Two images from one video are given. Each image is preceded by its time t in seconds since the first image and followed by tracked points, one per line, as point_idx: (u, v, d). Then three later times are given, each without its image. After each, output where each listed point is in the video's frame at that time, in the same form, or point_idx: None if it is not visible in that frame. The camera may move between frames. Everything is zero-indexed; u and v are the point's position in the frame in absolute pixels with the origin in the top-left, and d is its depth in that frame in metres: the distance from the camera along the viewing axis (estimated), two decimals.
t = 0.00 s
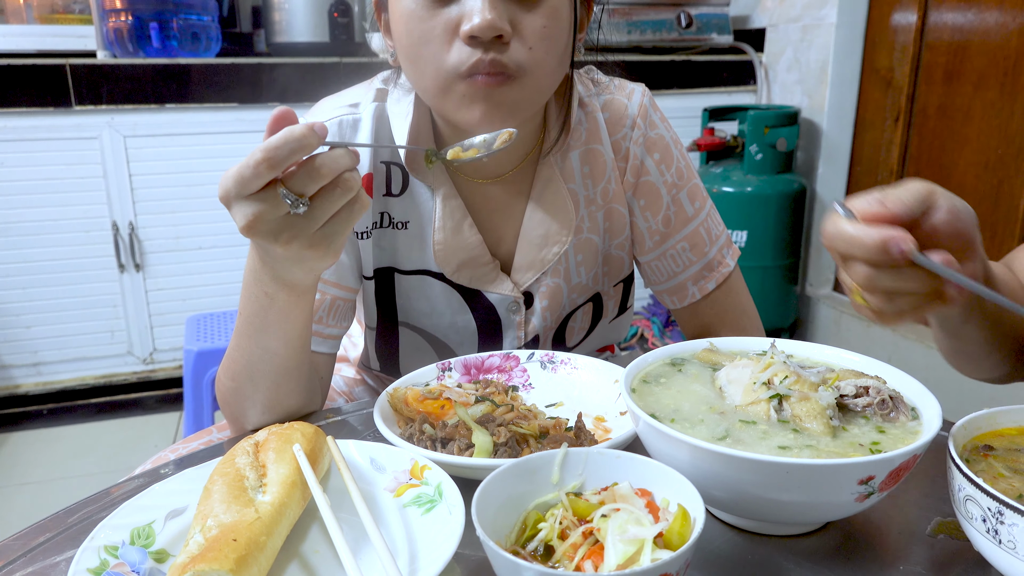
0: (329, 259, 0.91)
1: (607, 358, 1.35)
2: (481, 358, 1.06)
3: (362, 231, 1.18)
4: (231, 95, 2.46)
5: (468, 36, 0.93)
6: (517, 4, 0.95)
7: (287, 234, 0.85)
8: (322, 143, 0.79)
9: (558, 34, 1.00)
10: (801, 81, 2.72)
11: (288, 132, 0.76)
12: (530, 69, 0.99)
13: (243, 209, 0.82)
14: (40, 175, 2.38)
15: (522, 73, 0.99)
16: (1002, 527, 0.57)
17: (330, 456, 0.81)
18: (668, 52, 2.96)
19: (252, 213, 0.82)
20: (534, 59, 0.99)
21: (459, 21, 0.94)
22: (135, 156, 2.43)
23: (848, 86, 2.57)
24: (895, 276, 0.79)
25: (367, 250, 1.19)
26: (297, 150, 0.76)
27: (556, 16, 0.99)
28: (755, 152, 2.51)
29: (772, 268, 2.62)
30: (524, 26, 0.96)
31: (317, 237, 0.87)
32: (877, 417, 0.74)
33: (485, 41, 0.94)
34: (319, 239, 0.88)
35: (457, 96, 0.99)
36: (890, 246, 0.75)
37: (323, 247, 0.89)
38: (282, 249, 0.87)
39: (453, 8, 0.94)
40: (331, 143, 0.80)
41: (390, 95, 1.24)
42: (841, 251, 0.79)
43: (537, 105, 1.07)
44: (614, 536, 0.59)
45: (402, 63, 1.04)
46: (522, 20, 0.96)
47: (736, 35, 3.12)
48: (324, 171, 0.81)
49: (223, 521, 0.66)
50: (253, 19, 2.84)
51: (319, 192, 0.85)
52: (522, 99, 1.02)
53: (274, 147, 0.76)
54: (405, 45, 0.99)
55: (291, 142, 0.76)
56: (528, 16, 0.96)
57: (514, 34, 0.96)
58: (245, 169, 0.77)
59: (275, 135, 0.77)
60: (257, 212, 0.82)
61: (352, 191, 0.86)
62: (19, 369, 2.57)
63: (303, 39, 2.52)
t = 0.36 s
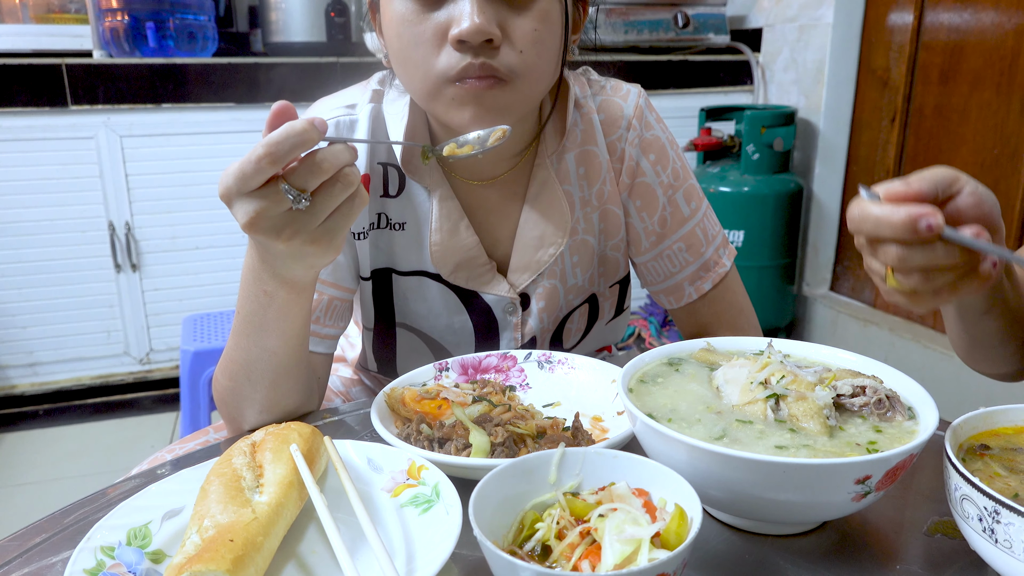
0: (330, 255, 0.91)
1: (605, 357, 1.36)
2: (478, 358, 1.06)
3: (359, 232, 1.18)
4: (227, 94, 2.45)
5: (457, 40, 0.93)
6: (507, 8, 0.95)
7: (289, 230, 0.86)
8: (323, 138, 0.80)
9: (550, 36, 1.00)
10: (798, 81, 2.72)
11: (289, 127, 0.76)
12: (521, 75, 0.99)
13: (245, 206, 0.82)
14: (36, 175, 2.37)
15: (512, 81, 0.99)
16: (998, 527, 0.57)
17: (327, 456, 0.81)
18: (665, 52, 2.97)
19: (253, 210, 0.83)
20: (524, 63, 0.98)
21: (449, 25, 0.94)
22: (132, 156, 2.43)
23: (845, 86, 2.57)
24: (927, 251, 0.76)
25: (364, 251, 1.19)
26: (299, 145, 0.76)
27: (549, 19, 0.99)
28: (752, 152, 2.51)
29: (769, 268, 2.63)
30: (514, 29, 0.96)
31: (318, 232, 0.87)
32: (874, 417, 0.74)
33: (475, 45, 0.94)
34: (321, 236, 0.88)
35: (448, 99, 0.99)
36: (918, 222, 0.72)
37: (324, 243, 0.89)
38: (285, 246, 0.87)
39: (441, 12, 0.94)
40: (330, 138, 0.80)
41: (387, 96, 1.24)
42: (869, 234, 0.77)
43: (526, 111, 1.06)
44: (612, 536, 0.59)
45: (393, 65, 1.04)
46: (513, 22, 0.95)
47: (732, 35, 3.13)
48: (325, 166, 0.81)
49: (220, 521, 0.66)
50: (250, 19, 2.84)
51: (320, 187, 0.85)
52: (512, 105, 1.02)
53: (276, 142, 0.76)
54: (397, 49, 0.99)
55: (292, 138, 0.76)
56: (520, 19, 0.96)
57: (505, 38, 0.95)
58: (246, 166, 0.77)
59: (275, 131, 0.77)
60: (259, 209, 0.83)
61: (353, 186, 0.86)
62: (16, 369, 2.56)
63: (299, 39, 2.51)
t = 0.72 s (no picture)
0: (330, 251, 0.91)
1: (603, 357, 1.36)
2: (476, 358, 1.06)
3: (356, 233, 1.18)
4: (225, 95, 2.45)
5: (453, 39, 0.93)
6: (501, 6, 0.95)
7: (285, 227, 0.85)
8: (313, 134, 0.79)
9: (546, 35, 1.00)
10: (795, 81, 2.73)
11: (278, 123, 0.75)
12: (516, 72, 0.99)
13: (240, 207, 0.82)
14: (33, 175, 2.37)
15: (506, 80, 0.99)
16: (995, 526, 0.57)
17: (324, 457, 0.81)
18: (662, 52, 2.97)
19: (249, 210, 0.82)
20: (519, 62, 0.98)
21: (444, 25, 0.94)
22: (129, 156, 2.42)
23: (842, 86, 2.58)
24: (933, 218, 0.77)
25: (361, 252, 1.19)
26: (289, 140, 0.76)
27: (544, 18, 0.99)
28: (749, 152, 2.51)
29: (767, 267, 2.63)
30: (509, 27, 0.96)
31: (315, 227, 0.87)
32: (871, 416, 0.75)
33: (471, 44, 0.94)
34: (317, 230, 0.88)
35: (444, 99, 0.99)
36: (923, 189, 0.73)
37: (321, 237, 0.89)
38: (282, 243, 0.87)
39: (436, 11, 0.95)
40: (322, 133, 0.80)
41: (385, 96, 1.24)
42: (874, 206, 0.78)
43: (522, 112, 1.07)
44: (610, 536, 0.59)
45: (389, 67, 1.04)
46: (507, 21, 0.95)
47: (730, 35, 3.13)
48: (315, 161, 0.81)
49: (217, 522, 0.66)
50: (247, 18, 2.84)
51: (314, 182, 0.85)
52: (507, 104, 1.02)
53: (266, 139, 0.75)
54: (393, 49, 0.99)
55: (282, 134, 0.75)
56: (515, 18, 0.96)
57: (500, 37, 0.95)
58: (238, 165, 0.77)
59: (264, 128, 0.76)
60: (253, 209, 0.82)
61: (346, 181, 0.86)
62: (12, 370, 2.55)
63: (297, 39, 2.51)
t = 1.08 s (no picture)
0: (319, 221, 0.92)
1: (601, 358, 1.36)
2: (474, 358, 1.06)
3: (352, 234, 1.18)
4: (223, 95, 2.45)
5: (451, 33, 0.93)
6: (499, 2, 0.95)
7: (268, 200, 0.86)
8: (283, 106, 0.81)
9: (543, 32, 1.00)
10: (793, 81, 2.73)
11: (243, 99, 0.77)
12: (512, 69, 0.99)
13: (223, 186, 0.83)
14: (31, 175, 2.36)
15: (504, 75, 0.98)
16: (993, 525, 0.57)
17: (322, 457, 0.80)
18: (661, 52, 2.97)
19: (232, 187, 0.83)
20: (517, 57, 0.98)
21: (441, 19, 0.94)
22: (126, 156, 2.42)
23: (839, 86, 2.58)
24: (900, 226, 0.78)
25: (357, 252, 1.19)
26: (257, 112, 0.77)
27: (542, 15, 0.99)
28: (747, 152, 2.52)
29: (765, 267, 2.63)
30: (506, 24, 0.96)
31: (299, 199, 0.88)
32: (869, 416, 0.75)
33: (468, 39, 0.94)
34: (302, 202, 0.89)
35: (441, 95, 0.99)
36: (886, 201, 0.75)
37: (306, 208, 0.90)
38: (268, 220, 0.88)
39: (435, 6, 0.95)
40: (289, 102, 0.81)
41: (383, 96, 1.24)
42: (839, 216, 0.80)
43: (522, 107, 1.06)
44: (608, 536, 0.59)
45: (385, 62, 1.04)
46: (504, 17, 0.95)
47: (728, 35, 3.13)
48: (286, 130, 0.82)
49: (215, 523, 0.66)
50: (245, 19, 2.84)
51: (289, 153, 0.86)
52: (506, 100, 1.01)
53: (233, 115, 0.76)
54: (389, 45, 1.00)
55: (249, 108, 0.76)
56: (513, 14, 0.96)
57: (497, 33, 0.95)
58: (212, 145, 0.78)
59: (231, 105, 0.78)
60: (236, 186, 0.83)
61: (321, 148, 0.86)
62: (10, 371, 2.55)
63: (295, 39, 2.50)
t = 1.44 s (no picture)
0: (327, 214, 0.91)
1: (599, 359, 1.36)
2: (472, 358, 1.06)
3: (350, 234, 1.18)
4: (221, 95, 2.45)
5: (442, 34, 0.93)
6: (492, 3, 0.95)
7: (280, 190, 0.85)
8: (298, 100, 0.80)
9: (537, 33, 1.00)
10: (791, 81, 2.73)
11: (262, 89, 0.77)
12: (506, 69, 0.99)
13: (236, 173, 0.83)
14: (28, 176, 2.36)
15: (495, 74, 0.98)
16: (990, 525, 0.57)
17: (321, 457, 0.80)
18: (659, 52, 2.97)
19: (244, 176, 0.83)
20: (509, 58, 0.98)
21: (434, 20, 0.94)
22: (124, 156, 2.42)
23: (837, 86, 2.59)
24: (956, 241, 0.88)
25: (355, 253, 1.19)
26: (275, 103, 0.77)
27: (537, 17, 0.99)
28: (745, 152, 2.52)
29: (763, 267, 2.63)
30: (500, 25, 0.95)
31: (310, 190, 0.87)
32: (867, 416, 0.75)
33: (460, 40, 0.94)
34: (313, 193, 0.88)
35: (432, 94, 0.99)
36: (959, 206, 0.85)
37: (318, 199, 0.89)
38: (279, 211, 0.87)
39: (428, 6, 0.95)
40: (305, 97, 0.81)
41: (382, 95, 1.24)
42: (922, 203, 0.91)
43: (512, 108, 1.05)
44: (606, 535, 0.59)
45: (378, 62, 1.04)
46: (499, 18, 0.95)
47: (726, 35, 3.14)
48: (301, 121, 0.83)
49: (213, 523, 0.66)
50: (242, 19, 2.85)
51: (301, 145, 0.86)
52: (496, 100, 1.01)
53: (252, 103, 0.76)
54: (383, 44, 0.99)
55: (267, 98, 0.76)
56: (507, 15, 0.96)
57: (491, 33, 0.95)
58: (228, 132, 0.77)
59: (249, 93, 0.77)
60: (249, 174, 0.83)
61: (333, 142, 0.87)
62: (7, 371, 2.54)
63: (292, 39, 2.50)
